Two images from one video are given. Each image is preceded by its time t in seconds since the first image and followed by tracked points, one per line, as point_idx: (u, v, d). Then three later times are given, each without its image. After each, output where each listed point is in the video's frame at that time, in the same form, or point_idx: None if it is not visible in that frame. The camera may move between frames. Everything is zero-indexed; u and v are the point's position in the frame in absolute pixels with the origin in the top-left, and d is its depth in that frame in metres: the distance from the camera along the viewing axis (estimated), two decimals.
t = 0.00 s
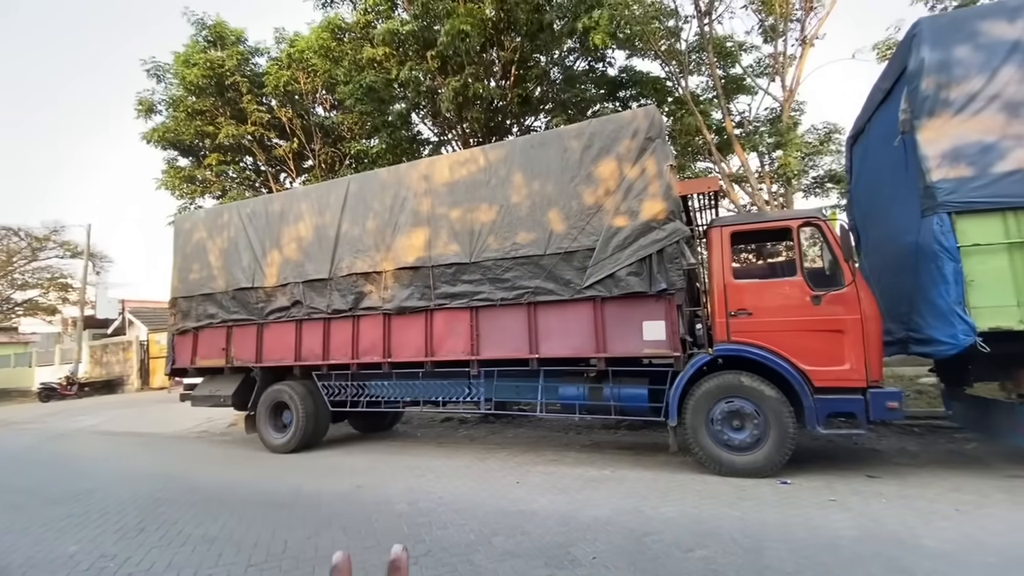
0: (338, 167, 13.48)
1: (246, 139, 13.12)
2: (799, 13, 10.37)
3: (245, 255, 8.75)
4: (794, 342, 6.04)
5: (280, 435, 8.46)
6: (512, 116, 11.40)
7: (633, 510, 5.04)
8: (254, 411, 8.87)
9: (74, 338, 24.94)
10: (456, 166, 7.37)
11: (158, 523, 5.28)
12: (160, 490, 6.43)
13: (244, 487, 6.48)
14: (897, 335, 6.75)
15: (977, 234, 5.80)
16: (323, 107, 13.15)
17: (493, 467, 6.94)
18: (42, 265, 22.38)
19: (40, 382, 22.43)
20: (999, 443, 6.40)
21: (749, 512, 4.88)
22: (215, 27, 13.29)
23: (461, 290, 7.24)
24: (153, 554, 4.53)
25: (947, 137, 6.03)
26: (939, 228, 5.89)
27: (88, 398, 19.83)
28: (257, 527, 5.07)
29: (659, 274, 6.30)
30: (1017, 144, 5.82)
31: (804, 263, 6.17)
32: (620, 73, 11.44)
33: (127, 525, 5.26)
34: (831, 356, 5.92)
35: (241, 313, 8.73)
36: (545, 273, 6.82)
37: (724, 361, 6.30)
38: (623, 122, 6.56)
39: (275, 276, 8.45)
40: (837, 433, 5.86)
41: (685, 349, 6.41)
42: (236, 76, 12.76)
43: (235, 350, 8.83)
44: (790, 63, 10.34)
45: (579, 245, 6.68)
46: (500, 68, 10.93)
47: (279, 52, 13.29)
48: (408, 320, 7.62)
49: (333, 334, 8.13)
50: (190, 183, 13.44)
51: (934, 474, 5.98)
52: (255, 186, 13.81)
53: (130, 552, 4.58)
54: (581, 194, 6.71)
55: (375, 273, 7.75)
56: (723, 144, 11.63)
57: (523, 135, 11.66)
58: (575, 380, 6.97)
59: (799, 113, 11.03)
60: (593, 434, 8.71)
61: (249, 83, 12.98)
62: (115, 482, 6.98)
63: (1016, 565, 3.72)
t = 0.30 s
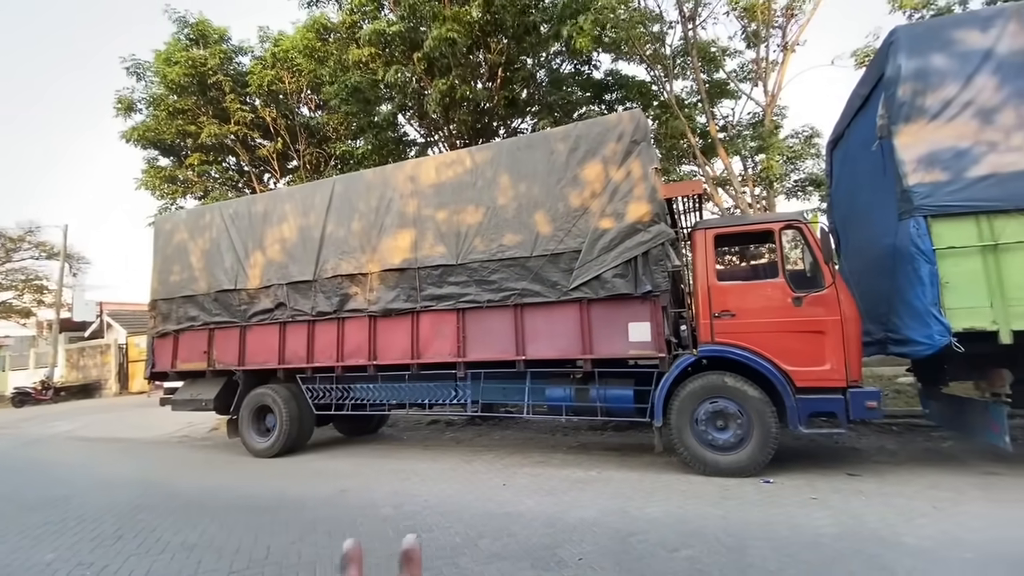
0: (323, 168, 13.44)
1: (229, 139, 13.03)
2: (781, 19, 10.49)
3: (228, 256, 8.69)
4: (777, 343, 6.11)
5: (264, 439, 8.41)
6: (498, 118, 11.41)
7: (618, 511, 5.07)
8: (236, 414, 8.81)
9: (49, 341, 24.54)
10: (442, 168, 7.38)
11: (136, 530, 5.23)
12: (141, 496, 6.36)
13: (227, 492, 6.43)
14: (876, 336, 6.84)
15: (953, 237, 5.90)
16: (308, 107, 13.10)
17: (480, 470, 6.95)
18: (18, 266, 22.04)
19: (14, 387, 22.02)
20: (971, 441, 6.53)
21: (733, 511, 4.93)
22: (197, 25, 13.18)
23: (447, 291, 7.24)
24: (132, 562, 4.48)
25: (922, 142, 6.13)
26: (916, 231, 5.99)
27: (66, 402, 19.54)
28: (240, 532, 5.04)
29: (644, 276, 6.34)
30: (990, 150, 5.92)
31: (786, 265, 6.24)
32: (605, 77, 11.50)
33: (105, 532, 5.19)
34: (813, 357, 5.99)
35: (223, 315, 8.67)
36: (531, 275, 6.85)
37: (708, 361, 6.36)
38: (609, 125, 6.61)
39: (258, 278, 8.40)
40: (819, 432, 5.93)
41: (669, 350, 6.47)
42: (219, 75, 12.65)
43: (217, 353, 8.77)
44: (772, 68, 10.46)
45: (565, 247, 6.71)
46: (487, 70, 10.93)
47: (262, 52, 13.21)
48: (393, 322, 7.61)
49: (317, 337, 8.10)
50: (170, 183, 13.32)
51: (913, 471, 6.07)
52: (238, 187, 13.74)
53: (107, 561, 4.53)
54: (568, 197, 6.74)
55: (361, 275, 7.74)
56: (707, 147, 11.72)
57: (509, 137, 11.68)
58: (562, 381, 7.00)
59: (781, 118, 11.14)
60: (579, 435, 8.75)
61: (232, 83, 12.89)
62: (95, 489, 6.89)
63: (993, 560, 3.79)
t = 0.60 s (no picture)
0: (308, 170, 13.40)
1: (211, 140, 12.95)
2: (762, 26, 10.61)
3: (210, 260, 8.63)
4: (759, 345, 6.18)
5: (247, 445, 8.36)
6: (485, 121, 11.42)
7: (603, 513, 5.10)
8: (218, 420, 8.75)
9: (23, 347, 24.14)
10: (428, 171, 7.39)
11: (114, 540, 5.17)
12: (122, 506, 6.29)
13: (211, 498, 6.39)
14: (856, 337, 6.94)
15: (929, 240, 6.03)
16: (292, 109, 13.07)
17: (466, 473, 6.96)
18: None
19: None
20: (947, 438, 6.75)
21: (718, 511, 4.98)
22: (179, 25, 13.06)
23: (434, 294, 7.24)
24: (112, 571, 4.43)
25: (898, 147, 6.23)
26: (893, 234, 6.10)
27: (42, 409, 19.24)
28: (223, 540, 5.00)
29: (630, 279, 6.39)
30: (964, 155, 6.03)
31: (769, 267, 6.31)
32: (591, 81, 11.55)
33: (83, 542, 5.13)
34: (795, 358, 6.07)
35: (205, 319, 8.60)
36: (518, 278, 6.87)
37: (693, 363, 6.41)
38: (594, 129, 6.66)
39: (241, 281, 8.36)
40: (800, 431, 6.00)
41: (655, 352, 6.52)
42: (202, 76, 12.56)
43: (199, 358, 8.69)
44: (754, 73, 10.58)
45: (551, 250, 6.74)
46: (473, 73, 10.95)
47: (245, 53, 13.14)
48: (380, 326, 7.59)
49: (302, 341, 8.08)
50: (150, 185, 13.21)
51: (894, 469, 6.17)
52: (219, 189, 13.70)
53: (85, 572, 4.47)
54: (554, 200, 6.77)
55: (346, 278, 7.73)
56: (691, 151, 11.82)
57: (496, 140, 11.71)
58: (549, 383, 7.03)
59: (763, 122, 11.27)
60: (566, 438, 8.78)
61: (214, 83, 12.80)
62: (75, 497, 6.80)
63: (970, 555, 3.87)
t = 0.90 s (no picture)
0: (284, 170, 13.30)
1: (184, 139, 12.79)
2: (737, 32, 10.76)
3: (182, 261, 8.52)
4: (733, 345, 6.28)
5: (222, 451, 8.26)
6: (464, 122, 11.42)
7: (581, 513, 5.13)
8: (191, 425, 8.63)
9: None
10: (407, 172, 7.38)
11: (83, 549, 5.07)
12: (92, 515, 6.17)
13: (185, 505, 6.30)
14: (826, 336, 7.06)
15: (895, 242, 6.18)
16: (268, 108, 12.94)
17: (445, 476, 6.96)
18: None
19: None
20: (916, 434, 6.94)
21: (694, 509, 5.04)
22: (150, 21, 12.84)
23: (413, 296, 7.23)
24: None
25: (865, 152, 6.37)
26: (861, 237, 6.24)
27: (7, 416, 18.76)
28: (196, 548, 4.94)
29: (608, 280, 6.44)
30: (927, 160, 6.16)
31: (742, 269, 6.40)
32: (571, 84, 11.58)
33: (51, 552, 5.03)
34: (767, 357, 6.17)
35: (177, 322, 8.48)
36: (497, 279, 6.88)
37: (669, 363, 6.49)
38: (573, 132, 6.71)
39: (215, 283, 8.26)
40: (773, 429, 6.11)
41: (632, 352, 6.58)
42: (174, 74, 12.38)
43: (170, 362, 8.57)
44: (729, 78, 10.74)
45: (530, 251, 6.77)
46: (452, 75, 10.94)
47: (219, 52, 12.98)
48: (358, 328, 7.56)
49: (277, 344, 8.01)
50: (120, 185, 13.00)
51: (865, 465, 6.30)
52: (192, 188, 13.56)
53: None
54: (533, 202, 6.81)
55: (323, 279, 7.68)
56: (669, 155, 11.94)
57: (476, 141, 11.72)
58: (528, 385, 7.05)
59: (738, 126, 11.42)
60: (545, 439, 8.81)
61: (188, 81, 12.62)
62: (44, 507, 6.66)
63: (936, 547, 3.97)
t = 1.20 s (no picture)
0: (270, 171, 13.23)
1: (168, 139, 12.68)
2: (721, 35, 10.84)
3: (165, 263, 8.44)
4: (718, 344, 6.33)
5: (206, 455, 8.19)
6: (452, 123, 11.43)
7: (568, 514, 5.14)
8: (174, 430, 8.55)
9: None
10: (393, 173, 7.37)
11: (65, 556, 5.01)
12: (73, 521, 6.09)
13: (169, 510, 6.25)
14: (808, 335, 7.13)
15: (875, 242, 6.27)
16: (253, 108, 12.81)
17: (433, 478, 6.95)
18: None
19: None
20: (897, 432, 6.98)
21: (680, 508, 5.08)
22: (132, 20, 12.69)
23: (400, 297, 7.22)
24: None
25: (846, 154, 6.44)
26: (843, 237, 6.31)
27: None
28: (181, 554, 4.89)
29: (595, 281, 6.48)
30: (906, 162, 6.25)
31: (727, 269, 6.45)
32: (558, 86, 11.60)
33: (32, 559, 4.96)
34: (751, 356, 6.23)
35: (160, 325, 8.40)
36: (485, 280, 6.89)
37: (655, 363, 6.53)
38: (560, 133, 6.74)
39: (199, 285, 8.20)
40: (758, 428, 6.16)
41: (619, 353, 6.62)
42: (158, 74, 12.26)
43: (153, 365, 8.51)
44: (714, 81, 10.82)
45: (517, 253, 6.78)
46: (439, 75, 10.95)
47: (203, 51, 12.88)
48: (345, 330, 7.54)
49: (262, 346, 7.96)
50: (102, 186, 12.86)
51: (848, 463, 6.37)
52: (176, 190, 13.44)
53: None
54: (520, 203, 6.82)
55: (309, 281, 7.64)
56: (655, 157, 12.01)
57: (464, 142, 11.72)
58: (515, 386, 7.07)
59: (723, 128, 11.52)
60: (533, 440, 8.83)
61: (171, 81, 12.50)
62: (25, 513, 6.57)
63: (916, 541, 4.03)
